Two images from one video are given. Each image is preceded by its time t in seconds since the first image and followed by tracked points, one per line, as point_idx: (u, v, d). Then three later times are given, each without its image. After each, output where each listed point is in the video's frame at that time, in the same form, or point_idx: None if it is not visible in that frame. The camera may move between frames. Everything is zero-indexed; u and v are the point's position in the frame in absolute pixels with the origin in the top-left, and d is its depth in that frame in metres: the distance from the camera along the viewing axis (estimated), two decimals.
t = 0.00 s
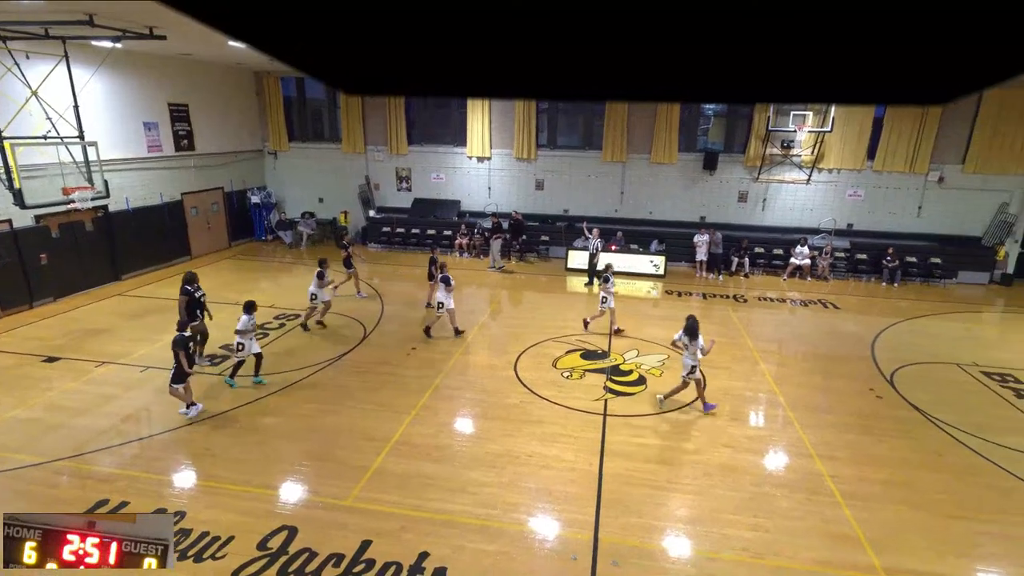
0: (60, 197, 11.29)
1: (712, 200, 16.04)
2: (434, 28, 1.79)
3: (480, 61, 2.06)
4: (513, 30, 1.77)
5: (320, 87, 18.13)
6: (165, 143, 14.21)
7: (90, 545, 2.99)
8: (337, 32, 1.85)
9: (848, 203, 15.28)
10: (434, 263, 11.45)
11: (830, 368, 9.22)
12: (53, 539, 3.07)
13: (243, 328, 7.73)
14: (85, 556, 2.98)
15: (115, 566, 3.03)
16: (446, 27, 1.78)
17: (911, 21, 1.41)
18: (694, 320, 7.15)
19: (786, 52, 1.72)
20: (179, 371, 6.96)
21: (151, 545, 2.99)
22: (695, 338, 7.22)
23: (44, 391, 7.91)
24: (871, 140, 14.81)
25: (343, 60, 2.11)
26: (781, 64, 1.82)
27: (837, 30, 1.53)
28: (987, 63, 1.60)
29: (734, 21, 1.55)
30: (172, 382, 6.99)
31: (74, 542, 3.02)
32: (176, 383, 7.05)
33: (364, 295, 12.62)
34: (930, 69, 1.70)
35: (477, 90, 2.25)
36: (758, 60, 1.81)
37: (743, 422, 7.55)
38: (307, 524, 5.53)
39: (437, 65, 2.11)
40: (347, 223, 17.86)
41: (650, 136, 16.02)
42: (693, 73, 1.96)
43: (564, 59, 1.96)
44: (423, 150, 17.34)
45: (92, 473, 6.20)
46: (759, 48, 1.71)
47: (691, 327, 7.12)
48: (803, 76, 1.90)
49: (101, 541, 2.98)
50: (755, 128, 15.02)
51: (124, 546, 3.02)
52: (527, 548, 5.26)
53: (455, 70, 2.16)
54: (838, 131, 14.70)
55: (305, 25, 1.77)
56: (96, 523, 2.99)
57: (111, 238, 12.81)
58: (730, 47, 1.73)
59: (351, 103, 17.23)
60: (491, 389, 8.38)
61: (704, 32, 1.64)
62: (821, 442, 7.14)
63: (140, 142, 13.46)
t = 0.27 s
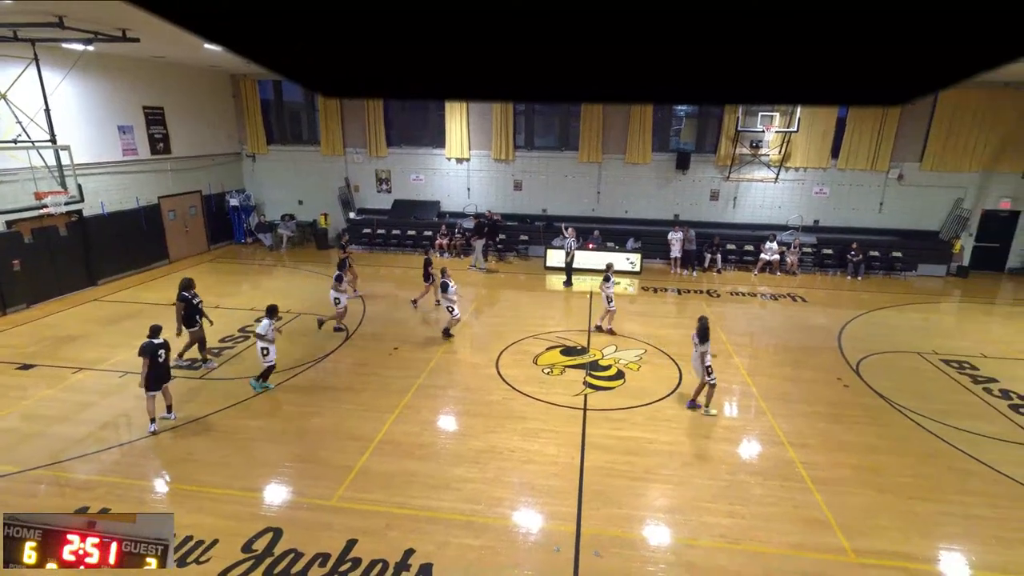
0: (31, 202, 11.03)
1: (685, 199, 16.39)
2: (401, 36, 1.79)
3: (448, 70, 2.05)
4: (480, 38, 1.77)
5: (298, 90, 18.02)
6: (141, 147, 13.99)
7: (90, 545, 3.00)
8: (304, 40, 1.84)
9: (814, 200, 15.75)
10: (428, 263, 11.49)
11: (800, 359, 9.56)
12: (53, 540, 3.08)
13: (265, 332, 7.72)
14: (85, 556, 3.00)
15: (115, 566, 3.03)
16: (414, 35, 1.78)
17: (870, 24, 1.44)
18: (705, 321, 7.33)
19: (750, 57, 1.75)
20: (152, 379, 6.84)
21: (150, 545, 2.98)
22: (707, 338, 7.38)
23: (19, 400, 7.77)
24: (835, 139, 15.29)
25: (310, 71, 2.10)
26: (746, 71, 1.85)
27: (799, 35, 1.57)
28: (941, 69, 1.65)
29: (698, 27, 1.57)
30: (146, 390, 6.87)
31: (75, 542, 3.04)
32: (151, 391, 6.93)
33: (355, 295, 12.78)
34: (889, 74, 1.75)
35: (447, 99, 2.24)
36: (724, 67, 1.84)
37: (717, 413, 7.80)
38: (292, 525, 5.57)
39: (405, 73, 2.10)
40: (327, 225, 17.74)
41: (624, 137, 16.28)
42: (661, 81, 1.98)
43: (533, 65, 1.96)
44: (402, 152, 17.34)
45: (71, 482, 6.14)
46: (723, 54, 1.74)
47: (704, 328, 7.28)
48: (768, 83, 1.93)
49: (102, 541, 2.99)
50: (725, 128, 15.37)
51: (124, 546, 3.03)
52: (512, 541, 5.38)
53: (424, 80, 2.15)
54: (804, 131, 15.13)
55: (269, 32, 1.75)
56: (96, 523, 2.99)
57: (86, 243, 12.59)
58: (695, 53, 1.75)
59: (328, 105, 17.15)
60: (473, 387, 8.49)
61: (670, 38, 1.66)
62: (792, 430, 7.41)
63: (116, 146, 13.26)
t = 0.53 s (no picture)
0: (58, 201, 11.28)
1: (695, 202, 16.40)
2: (381, 41, 1.69)
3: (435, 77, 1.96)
4: (465, 41, 1.67)
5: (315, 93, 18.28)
6: (163, 149, 14.31)
7: (91, 545, 2.88)
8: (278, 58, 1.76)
9: (826, 204, 15.68)
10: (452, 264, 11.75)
11: (810, 362, 9.56)
12: (53, 539, 2.94)
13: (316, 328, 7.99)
14: (86, 557, 2.86)
15: (116, 566, 2.91)
16: (394, 41, 1.68)
17: (911, 27, 1.28)
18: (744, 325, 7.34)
19: (754, 61, 1.62)
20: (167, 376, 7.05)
21: (150, 545, 2.88)
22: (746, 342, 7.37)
23: (45, 392, 8.03)
24: (848, 143, 15.21)
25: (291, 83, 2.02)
26: (750, 75, 1.72)
27: (805, 36, 1.43)
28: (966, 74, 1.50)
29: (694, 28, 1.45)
30: (162, 387, 7.08)
31: (75, 542, 2.92)
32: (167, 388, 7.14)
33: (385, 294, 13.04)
34: (908, 76, 1.60)
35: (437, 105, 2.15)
36: (727, 71, 1.71)
37: (726, 415, 7.84)
38: (305, 519, 5.70)
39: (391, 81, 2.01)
40: (341, 225, 17.98)
41: (636, 140, 16.32)
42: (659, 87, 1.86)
43: (522, 71, 1.84)
44: (415, 154, 17.53)
45: (93, 472, 6.34)
46: (725, 56, 1.61)
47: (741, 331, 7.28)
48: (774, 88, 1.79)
49: (102, 541, 2.86)
50: (737, 132, 15.35)
51: (124, 546, 2.91)
52: (520, 538, 5.47)
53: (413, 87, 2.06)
54: (816, 136, 15.09)
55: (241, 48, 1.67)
56: (96, 523, 2.86)
57: (109, 242, 12.90)
58: (695, 55, 1.63)
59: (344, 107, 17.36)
60: (484, 386, 8.61)
61: (666, 40, 1.54)
62: (801, 433, 7.43)
63: (140, 148, 13.61)
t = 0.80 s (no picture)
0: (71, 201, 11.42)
1: (702, 203, 16.37)
2: (376, 37, 1.70)
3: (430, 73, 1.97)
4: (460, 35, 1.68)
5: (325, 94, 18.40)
6: (175, 149, 14.46)
7: (90, 545, 2.83)
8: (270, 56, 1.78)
9: (833, 205, 15.60)
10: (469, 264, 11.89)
11: (816, 364, 9.52)
12: (53, 540, 2.93)
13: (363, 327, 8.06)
14: (85, 556, 2.82)
15: (116, 566, 2.88)
16: (389, 36, 1.69)
17: (912, 26, 1.30)
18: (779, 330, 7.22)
19: (749, 53, 1.61)
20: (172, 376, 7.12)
21: (150, 544, 2.83)
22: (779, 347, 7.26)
23: (57, 389, 8.15)
24: (856, 144, 15.12)
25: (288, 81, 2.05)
26: (746, 68, 1.71)
27: (801, 29, 1.42)
28: (964, 69, 1.49)
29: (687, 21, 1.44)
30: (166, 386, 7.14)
31: (74, 542, 2.87)
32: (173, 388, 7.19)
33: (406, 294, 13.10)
34: (906, 70, 1.58)
35: (435, 101, 2.17)
36: (722, 64, 1.70)
37: (732, 416, 7.83)
38: (312, 516, 5.75)
39: (386, 77, 2.03)
40: (349, 225, 18.08)
41: (642, 141, 16.31)
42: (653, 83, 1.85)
43: (519, 65, 1.84)
44: (423, 155, 17.61)
45: (104, 468, 6.43)
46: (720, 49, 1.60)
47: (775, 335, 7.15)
48: (770, 83, 1.78)
49: (101, 541, 2.82)
50: (743, 133, 15.31)
51: (124, 546, 2.88)
52: (525, 537, 5.50)
53: (408, 83, 2.07)
54: (824, 137, 15.03)
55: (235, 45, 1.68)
56: (95, 523, 2.81)
57: (121, 241, 13.05)
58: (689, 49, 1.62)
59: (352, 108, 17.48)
60: (489, 386, 8.65)
61: (659, 34, 1.54)
62: (807, 435, 7.41)
63: (152, 148, 13.76)
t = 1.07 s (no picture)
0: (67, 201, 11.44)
1: (700, 203, 16.40)
2: (375, 37, 1.71)
3: (430, 74, 1.97)
4: (460, 36, 1.68)
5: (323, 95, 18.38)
6: (172, 149, 14.43)
7: (90, 545, 2.85)
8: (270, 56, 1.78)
9: (830, 205, 15.64)
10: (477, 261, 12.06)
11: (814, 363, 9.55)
12: (53, 539, 2.93)
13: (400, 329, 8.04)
14: (85, 556, 2.85)
15: (116, 566, 2.88)
16: (389, 36, 1.69)
17: (906, 27, 1.31)
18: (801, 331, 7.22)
19: (748, 53, 1.62)
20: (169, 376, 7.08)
21: (150, 545, 2.86)
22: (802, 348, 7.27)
23: (55, 389, 8.13)
24: (853, 144, 15.16)
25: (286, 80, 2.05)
26: (744, 67, 1.71)
27: (851, 31, 1.39)
28: (962, 69, 1.50)
29: (686, 20, 1.44)
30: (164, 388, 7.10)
31: (75, 542, 2.88)
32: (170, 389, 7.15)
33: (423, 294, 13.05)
34: (904, 69, 1.59)
35: (435, 102, 2.17)
36: (722, 63, 1.70)
37: (730, 416, 7.85)
38: (311, 516, 5.75)
39: (385, 77, 2.03)
40: (347, 225, 18.06)
41: (640, 141, 16.33)
42: (652, 83, 1.86)
43: (528, 66, 1.84)
44: (421, 155, 17.61)
45: (102, 469, 6.41)
46: (720, 49, 1.61)
47: (797, 336, 7.17)
48: (769, 83, 1.79)
49: (102, 541, 2.83)
50: (741, 133, 15.33)
51: (124, 546, 2.88)
52: (523, 537, 5.50)
53: (407, 83, 2.07)
54: (821, 137, 15.06)
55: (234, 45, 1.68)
56: (95, 523, 2.80)
57: (119, 241, 13.02)
58: (688, 48, 1.63)
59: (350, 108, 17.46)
60: (488, 386, 8.66)
61: (659, 33, 1.54)
62: (806, 435, 7.43)
63: (148, 149, 13.70)
